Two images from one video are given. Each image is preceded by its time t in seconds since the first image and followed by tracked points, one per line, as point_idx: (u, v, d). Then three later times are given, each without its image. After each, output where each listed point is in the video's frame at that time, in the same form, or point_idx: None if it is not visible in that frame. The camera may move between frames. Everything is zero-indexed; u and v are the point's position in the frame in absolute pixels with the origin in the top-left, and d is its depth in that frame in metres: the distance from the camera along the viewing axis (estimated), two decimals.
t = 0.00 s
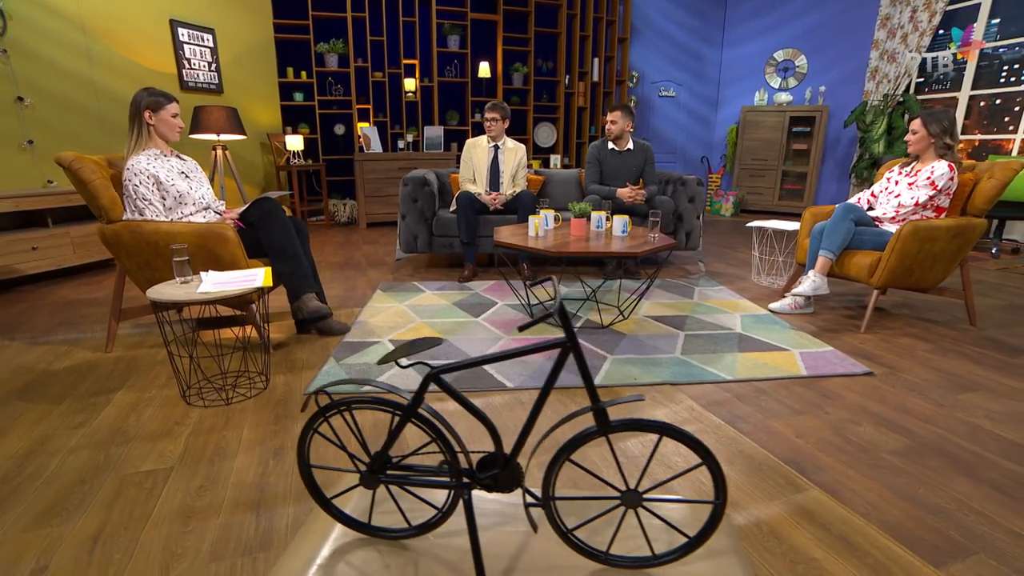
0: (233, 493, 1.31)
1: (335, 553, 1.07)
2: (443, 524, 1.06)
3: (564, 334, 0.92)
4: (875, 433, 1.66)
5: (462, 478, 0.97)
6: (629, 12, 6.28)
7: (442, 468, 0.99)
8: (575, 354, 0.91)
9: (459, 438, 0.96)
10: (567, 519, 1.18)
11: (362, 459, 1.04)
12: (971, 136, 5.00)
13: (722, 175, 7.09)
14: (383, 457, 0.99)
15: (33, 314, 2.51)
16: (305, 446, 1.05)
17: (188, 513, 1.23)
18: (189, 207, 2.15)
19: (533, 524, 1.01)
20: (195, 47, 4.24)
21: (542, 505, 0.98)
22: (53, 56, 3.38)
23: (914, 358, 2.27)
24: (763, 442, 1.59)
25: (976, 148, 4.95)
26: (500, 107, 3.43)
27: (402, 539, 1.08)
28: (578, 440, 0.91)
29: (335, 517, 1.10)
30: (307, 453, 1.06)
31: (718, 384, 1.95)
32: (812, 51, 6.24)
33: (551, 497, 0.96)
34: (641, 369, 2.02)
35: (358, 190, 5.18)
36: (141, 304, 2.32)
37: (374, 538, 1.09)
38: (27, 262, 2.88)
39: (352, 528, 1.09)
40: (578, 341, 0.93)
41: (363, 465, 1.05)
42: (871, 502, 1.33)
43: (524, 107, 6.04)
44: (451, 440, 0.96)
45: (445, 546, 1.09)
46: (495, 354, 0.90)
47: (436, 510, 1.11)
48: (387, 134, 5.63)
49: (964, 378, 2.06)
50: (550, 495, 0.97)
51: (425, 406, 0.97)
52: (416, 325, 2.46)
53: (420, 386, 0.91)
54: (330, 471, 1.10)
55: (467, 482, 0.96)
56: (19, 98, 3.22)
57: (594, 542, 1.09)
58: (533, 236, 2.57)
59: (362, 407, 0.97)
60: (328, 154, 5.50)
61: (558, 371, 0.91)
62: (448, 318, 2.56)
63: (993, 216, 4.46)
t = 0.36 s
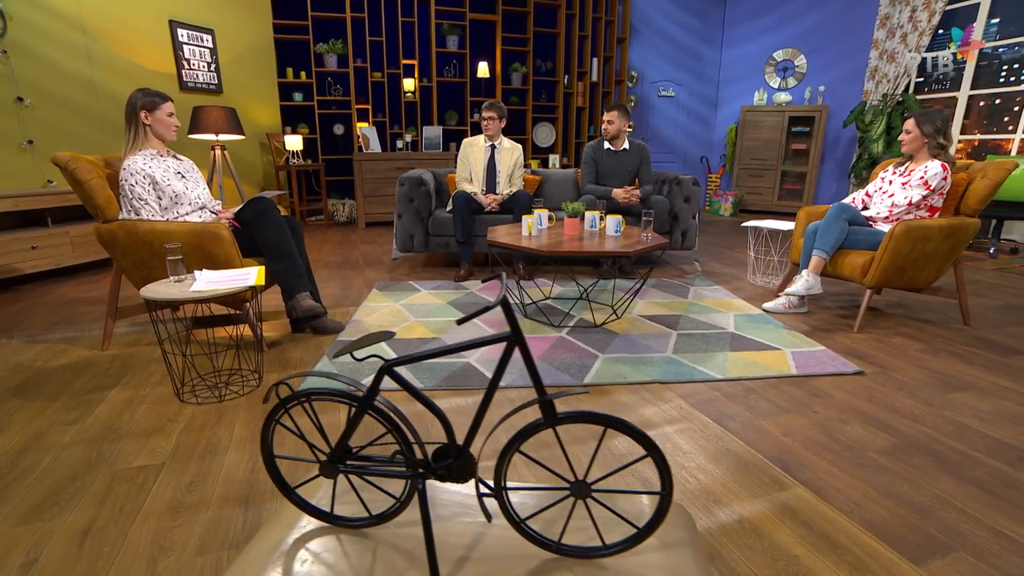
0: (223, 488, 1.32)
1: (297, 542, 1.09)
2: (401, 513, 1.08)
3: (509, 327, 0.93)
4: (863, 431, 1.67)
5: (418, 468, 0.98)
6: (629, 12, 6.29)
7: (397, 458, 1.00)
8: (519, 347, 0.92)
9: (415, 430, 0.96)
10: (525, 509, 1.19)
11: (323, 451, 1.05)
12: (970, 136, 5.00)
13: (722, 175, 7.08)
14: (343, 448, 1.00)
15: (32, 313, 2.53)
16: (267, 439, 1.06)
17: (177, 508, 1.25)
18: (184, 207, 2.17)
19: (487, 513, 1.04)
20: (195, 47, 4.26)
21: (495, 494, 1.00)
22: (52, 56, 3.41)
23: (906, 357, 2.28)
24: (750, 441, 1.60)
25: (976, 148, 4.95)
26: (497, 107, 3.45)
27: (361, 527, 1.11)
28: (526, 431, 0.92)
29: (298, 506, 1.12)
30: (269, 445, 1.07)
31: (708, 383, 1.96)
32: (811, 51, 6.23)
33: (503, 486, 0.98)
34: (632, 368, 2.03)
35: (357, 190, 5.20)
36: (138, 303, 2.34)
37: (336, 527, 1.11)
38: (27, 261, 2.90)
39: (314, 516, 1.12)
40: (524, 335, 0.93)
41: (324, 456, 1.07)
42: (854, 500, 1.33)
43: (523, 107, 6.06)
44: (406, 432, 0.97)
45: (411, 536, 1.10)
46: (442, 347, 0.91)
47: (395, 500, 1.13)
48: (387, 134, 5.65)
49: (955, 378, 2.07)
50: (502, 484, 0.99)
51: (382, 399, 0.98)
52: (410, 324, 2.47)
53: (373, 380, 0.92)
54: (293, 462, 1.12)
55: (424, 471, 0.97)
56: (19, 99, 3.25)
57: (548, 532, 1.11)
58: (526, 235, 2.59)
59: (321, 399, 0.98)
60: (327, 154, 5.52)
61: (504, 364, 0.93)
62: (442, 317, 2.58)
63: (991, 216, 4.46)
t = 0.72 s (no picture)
0: (214, 483, 1.34)
1: (264, 528, 1.16)
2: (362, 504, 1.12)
3: (458, 321, 0.97)
4: (851, 431, 1.67)
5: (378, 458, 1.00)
6: (628, 12, 6.30)
7: (356, 449, 1.01)
8: (468, 339, 0.96)
9: (374, 420, 0.98)
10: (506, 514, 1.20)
11: (286, 441, 1.07)
12: (971, 136, 4.99)
13: (722, 175, 7.08)
14: (306, 438, 1.01)
15: (32, 311, 2.56)
16: (233, 429, 1.09)
17: (168, 502, 1.27)
18: (181, 206, 2.19)
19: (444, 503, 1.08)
20: (196, 48, 4.29)
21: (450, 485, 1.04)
22: (53, 56, 3.43)
23: (899, 357, 2.28)
24: (738, 440, 1.60)
25: (976, 148, 4.94)
26: (494, 106, 3.47)
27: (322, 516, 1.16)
28: (477, 423, 0.95)
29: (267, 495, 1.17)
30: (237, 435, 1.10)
31: (699, 382, 1.97)
32: (811, 51, 6.23)
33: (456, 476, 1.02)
34: (624, 367, 2.04)
35: (357, 190, 5.22)
36: (135, 301, 2.36)
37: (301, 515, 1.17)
38: (28, 260, 2.93)
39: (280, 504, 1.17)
40: (473, 329, 0.97)
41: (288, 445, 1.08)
42: (838, 498, 1.34)
43: (523, 107, 6.07)
44: (368, 420, 0.98)
45: (376, 527, 1.16)
46: (395, 340, 0.94)
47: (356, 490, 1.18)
48: (387, 134, 5.67)
49: (946, 378, 2.07)
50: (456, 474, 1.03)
51: (344, 391, 0.99)
52: (405, 323, 2.49)
53: (333, 371, 0.96)
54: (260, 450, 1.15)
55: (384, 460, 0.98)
56: (20, 99, 3.29)
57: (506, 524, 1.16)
58: (520, 235, 2.60)
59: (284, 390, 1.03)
60: (327, 154, 5.55)
61: (455, 355, 0.96)
62: (437, 316, 2.60)
63: (991, 216, 4.44)
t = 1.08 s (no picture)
0: (205, 478, 1.36)
1: (233, 514, 1.19)
2: (325, 492, 1.14)
3: (411, 316, 0.97)
4: (840, 429, 1.68)
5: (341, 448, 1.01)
6: (628, 12, 6.30)
7: (320, 439, 1.02)
8: (421, 333, 0.96)
9: (337, 411, 0.99)
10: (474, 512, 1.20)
11: (252, 430, 1.08)
12: (972, 136, 4.97)
13: (723, 174, 7.07)
14: (271, 428, 1.02)
15: (33, 309, 2.59)
16: (203, 418, 1.10)
17: (160, 496, 1.29)
18: (179, 205, 2.22)
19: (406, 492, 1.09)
20: (197, 48, 4.33)
21: (406, 474, 1.05)
22: (55, 57, 3.47)
23: (892, 357, 2.28)
24: (726, 438, 1.61)
25: (977, 148, 4.92)
26: (491, 107, 3.50)
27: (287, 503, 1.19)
28: (429, 414, 0.96)
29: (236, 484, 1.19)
30: (207, 424, 1.11)
31: (690, 381, 1.98)
32: (812, 51, 6.22)
33: (413, 466, 1.04)
34: (616, 366, 2.06)
35: (357, 190, 5.25)
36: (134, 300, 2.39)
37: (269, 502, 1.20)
38: (30, 259, 2.97)
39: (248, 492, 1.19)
40: (427, 323, 0.98)
41: (255, 435, 1.08)
42: (823, 496, 1.35)
43: (523, 107, 6.09)
44: (330, 412, 0.99)
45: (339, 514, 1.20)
46: (353, 334, 0.94)
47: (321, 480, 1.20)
48: (387, 134, 5.70)
49: (939, 377, 2.07)
50: (413, 463, 1.04)
51: (308, 383, 1.00)
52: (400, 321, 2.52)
53: (295, 364, 0.97)
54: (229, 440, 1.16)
55: (346, 452, 1.00)
56: (23, 100, 3.32)
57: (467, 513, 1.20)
58: (515, 234, 2.62)
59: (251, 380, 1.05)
60: (328, 154, 5.58)
61: (408, 349, 0.98)
62: (432, 315, 2.62)
63: (992, 216, 4.43)
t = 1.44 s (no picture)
0: (199, 472, 1.39)
1: (207, 500, 1.24)
2: (294, 481, 1.17)
3: (370, 309, 0.99)
4: (830, 428, 1.69)
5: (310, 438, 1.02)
6: (630, 11, 6.30)
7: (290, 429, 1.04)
8: (380, 327, 0.98)
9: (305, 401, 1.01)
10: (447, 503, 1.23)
11: (225, 418, 1.09)
12: (977, 135, 4.94)
13: (725, 174, 7.04)
14: (243, 417, 1.04)
15: (37, 306, 2.63)
16: (179, 409, 1.12)
17: (154, 488, 1.31)
18: (179, 204, 2.25)
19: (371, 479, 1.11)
20: (200, 48, 4.37)
21: (371, 462, 1.08)
22: (58, 57, 3.51)
23: (887, 356, 2.28)
24: (715, 435, 1.62)
25: (981, 147, 4.89)
26: (490, 107, 3.52)
27: (259, 490, 1.22)
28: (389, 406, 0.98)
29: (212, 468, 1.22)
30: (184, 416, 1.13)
31: (682, 379, 1.99)
32: (815, 50, 6.19)
33: (376, 455, 1.06)
34: (609, 364, 2.07)
35: (359, 189, 5.28)
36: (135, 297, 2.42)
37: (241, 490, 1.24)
38: (34, 257, 3.01)
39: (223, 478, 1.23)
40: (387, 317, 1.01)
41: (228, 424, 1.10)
42: (809, 493, 1.36)
43: (525, 106, 6.10)
44: (298, 402, 1.01)
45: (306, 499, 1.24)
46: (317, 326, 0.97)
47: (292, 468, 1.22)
48: (389, 133, 5.72)
49: (933, 377, 2.07)
50: (377, 451, 1.06)
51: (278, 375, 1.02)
52: (397, 319, 2.54)
53: (264, 356, 0.99)
54: (206, 428, 1.18)
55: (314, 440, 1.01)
56: (29, 100, 3.37)
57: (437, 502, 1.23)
58: (511, 233, 2.64)
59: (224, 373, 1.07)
60: (330, 153, 5.60)
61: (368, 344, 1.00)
62: (429, 313, 2.65)
63: (995, 216, 4.40)
